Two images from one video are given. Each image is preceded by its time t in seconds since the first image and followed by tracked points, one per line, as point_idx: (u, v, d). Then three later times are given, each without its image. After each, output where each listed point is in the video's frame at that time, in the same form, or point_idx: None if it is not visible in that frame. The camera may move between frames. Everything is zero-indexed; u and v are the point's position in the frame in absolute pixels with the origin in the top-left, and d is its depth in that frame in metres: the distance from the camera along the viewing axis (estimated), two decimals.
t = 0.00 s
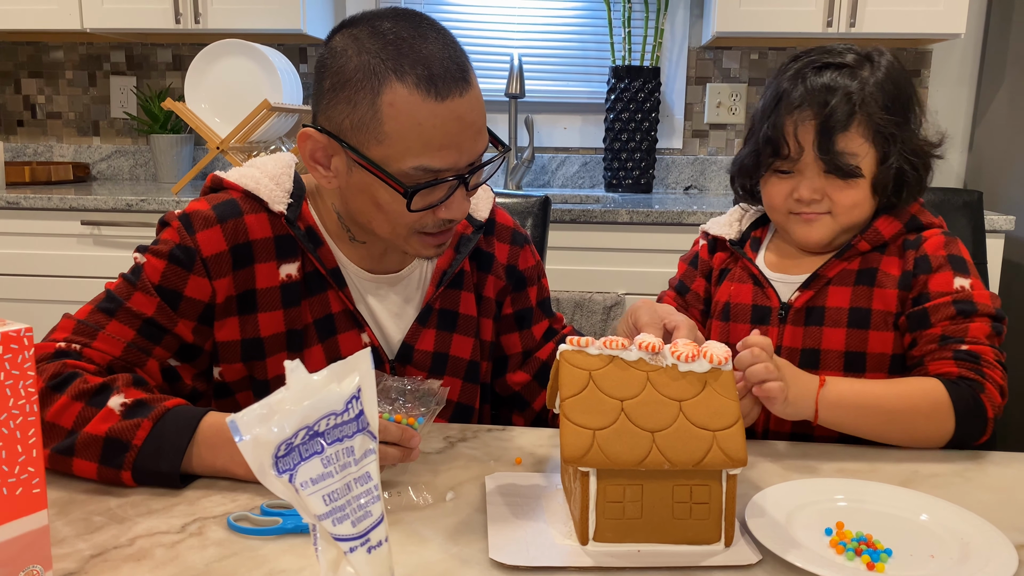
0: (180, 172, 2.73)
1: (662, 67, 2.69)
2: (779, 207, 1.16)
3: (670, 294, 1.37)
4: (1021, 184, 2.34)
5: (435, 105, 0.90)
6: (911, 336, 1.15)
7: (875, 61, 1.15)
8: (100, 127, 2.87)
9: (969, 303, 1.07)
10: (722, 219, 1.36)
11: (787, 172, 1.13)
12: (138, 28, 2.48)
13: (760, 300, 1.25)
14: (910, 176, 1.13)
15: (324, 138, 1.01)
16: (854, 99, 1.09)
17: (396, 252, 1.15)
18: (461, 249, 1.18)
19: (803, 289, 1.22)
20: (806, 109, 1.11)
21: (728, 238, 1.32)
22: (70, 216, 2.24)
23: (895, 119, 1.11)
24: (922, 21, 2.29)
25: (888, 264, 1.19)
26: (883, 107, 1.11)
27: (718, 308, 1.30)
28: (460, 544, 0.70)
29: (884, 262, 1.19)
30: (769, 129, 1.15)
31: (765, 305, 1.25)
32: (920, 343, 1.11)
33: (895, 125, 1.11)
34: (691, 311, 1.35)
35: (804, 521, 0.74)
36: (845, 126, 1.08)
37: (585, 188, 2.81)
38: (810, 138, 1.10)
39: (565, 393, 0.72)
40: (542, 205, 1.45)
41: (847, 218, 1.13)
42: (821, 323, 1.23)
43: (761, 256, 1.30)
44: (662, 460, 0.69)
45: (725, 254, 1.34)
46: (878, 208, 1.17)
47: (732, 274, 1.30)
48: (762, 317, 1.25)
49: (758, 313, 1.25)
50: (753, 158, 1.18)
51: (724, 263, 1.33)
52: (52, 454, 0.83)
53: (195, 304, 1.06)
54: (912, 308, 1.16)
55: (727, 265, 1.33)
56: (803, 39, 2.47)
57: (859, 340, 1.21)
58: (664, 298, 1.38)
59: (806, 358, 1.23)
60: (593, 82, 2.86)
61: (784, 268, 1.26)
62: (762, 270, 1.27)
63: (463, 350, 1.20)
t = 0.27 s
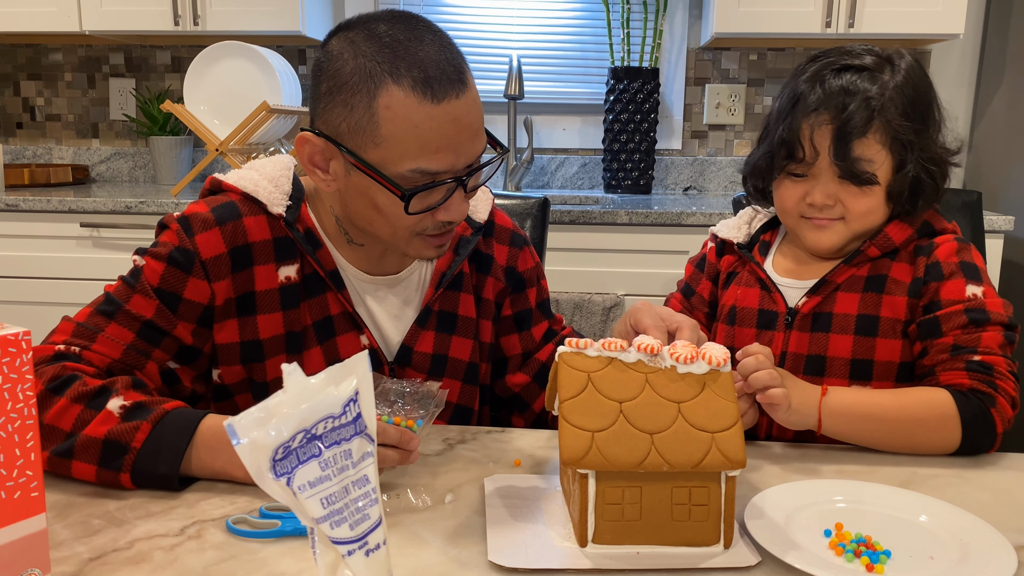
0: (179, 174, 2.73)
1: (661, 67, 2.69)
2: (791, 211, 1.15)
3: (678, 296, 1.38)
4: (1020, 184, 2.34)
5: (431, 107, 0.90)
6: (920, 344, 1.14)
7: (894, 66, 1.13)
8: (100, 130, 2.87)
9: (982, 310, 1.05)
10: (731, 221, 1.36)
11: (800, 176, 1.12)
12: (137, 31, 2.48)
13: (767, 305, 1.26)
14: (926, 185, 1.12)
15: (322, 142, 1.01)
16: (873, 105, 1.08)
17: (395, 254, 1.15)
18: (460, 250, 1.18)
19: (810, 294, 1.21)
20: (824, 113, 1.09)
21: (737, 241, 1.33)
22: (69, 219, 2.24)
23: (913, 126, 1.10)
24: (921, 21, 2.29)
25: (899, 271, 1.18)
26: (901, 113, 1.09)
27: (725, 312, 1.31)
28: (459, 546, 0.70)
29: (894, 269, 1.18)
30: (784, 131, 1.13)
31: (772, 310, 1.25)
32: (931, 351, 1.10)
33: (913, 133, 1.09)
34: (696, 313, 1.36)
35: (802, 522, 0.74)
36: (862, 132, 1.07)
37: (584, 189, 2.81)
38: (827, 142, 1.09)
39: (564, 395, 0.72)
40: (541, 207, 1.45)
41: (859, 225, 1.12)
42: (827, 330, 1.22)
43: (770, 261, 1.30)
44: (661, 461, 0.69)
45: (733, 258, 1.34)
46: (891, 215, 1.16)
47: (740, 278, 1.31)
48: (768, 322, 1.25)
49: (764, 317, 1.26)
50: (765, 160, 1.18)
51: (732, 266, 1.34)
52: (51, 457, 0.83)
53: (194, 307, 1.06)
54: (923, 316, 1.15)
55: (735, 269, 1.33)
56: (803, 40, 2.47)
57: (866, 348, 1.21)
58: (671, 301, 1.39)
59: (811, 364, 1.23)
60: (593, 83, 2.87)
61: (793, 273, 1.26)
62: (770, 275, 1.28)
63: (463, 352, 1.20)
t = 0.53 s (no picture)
0: (178, 176, 2.73)
1: (659, 69, 2.70)
2: (792, 213, 1.15)
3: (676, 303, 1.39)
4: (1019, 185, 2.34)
5: (416, 101, 0.90)
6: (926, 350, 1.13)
7: (902, 67, 1.13)
8: (99, 132, 2.87)
9: (988, 315, 1.05)
10: (731, 226, 1.36)
11: (803, 178, 1.12)
12: (135, 32, 2.48)
13: (766, 311, 1.26)
14: (931, 190, 1.12)
15: (313, 146, 1.01)
16: (880, 108, 1.07)
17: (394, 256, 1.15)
18: (460, 253, 1.18)
19: (810, 301, 1.21)
20: (828, 115, 1.09)
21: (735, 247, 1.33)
22: (68, 221, 2.24)
23: (919, 130, 1.10)
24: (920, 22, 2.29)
25: (900, 276, 1.18)
26: (907, 117, 1.09)
27: (724, 318, 1.31)
28: (458, 549, 0.70)
29: (896, 274, 1.18)
30: (788, 132, 1.13)
31: (771, 318, 1.26)
32: (937, 358, 1.09)
33: (919, 137, 1.09)
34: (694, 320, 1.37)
35: (801, 524, 0.74)
36: (868, 135, 1.07)
37: (583, 191, 2.81)
38: (831, 146, 1.08)
39: (562, 397, 0.72)
40: (539, 208, 1.45)
41: (860, 230, 1.12)
42: (827, 337, 1.22)
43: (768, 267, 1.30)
44: (659, 463, 0.69)
45: (731, 263, 1.34)
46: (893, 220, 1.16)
47: (739, 284, 1.31)
48: (767, 329, 1.26)
49: (763, 325, 1.26)
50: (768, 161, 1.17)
51: (730, 272, 1.33)
52: (49, 460, 0.83)
53: (193, 309, 1.06)
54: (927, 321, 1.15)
55: (733, 275, 1.33)
56: (801, 41, 2.47)
57: (867, 356, 1.21)
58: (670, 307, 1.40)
59: (812, 373, 1.23)
60: (592, 84, 2.87)
61: (792, 280, 1.26)
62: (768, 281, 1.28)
63: (462, 355, 1.20)
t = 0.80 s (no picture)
0: (177, 178, 2.73)
1: (658, 70, 2.70)
2: (782, 222, 1.14)
3: (666, 310, 1.37)
4: (1018, 186, 2.34)
5: (383, 115, 0.89)
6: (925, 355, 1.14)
7: (888, 70, 1.12)
8: (98, 134, 2.87)
9: (987, 318, 1.05)
10: (720, 232, 1.33)
11: (791, 186, 1.11)
12: (135, 34, 2.49)
13: (760, 319, 1.24)
14: (920, 194, 1.11)
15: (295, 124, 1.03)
16: (866, 113, 1.06)
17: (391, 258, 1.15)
18: (455, 253, 1.18)
19: (805, 309, 1.20)
20: (814, 122, 1.08)
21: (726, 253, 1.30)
22: (67, 223, 2.24)
23: (907, 134, 1.09)
24: (918, 24, 2.30)
25: (896, 280, 1.18)
26: (894, 121, 1.08)
27: (717, 327, 1.30)
28: (456, 551, 0.70)
29: (891, 278, 1.18)
30: (774, 139, 1.12)
31: (766, 325, 1.24)
32: (937, 363, 1.09)
33: (907, 141, 1.08)
34: (684, 328, 1.35)
35: (799, 526, 0.74)
36: (855, 141, 1.06)
37: (582, 192, 2.81)
38: (817, 153, 1.07)
39: (560, 399, 0.72)
40: (538, 210, 1.45)
41: (850, 237, 1.11)
42: (824, 343, 1.21)
43: (761, 273, 1.28)
44: (657, 466, 0.69)
45: (722, 270, 1.32)
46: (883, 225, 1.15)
47: (730, 292, 1.29)
48: (762, 338, 1.24)
49: (758, 333, 1.25)
50: (755, 168, 1.16)
51: (722, 279, 1.31)
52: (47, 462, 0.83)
53: (192, 311, 1.06)
54: (926, 324, 1.15)
55: (724, 281, 1.31)
56: (801, 42, 2.47)
57: (865, 361, 1.21)
58: (659, 315, 1.38)
59: (809, 381, 1.22)
60: (591, 85, 2.87)
61: (785, 287, 1.25)
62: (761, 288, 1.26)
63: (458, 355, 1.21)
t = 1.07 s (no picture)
0: (177, 178, 2.73)
1: (658, 71, 2.71)
2: (760, 229, 1.11)
3: (648, 314, 1.34)
4: (1018, 186, 2.35)
5: (394, 100, 0.90)
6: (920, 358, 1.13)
7: (861, 68, 1.10)
8: (98, 134, 2.87)
9: (980, 318, 1.05)
10: (702, 233, 1.30)
11: (766, 191, 1.09)
12: (135, 35, 2.49)
13: (749, 323, 1.23)
14: (897, 194, 1.09)
15: (294, 134, 1.03)
16: (837, 114, 1.05)
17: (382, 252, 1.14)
18: (442, 244, 1.18)
19: (794, 311, 1.19)
20: (784, 125, 1.06)
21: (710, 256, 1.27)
22: (68, 223, 2.24)
23: (881, 134, 1.07)
24: (918, 25, 2.30)
25: (885, 281, 1.17)
26: (867, 121, 1.06)
27: (704, 332, 1.27)
28: (457, 551, 0.70)
29: (880, 279, 1.17)
30: (746, 144, 1.10)
31: (755, 328, 1.22)
32: (934, 366, 1.10)
33: (880, 142, 1.07)
34: (669, 333, 1.32)
35: (801, 526, 0.74)
36: (826, 143, 1.04)
37: (582, 192, 2.82)
38: (788, 156, 1.05)
39: (561, 399, 0.72)
40: (539, 210, 1.45)
41: (827, 241, 1.09)
42: (816, 347, 1.20)
43: (745, 274, 1.26)
44: (658, 465, 0.69)
45: (705, 273, 1.30)
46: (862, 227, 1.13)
47: (716, 295, 1.27)
48: (752, 341, 1.22)
49: (748, 337, 1.23)
50: (730, 175, 1.14)
51: (706, 283, 1.30)
52: (48, 462, 0.83)
53: (187, 309, 1.06)
54: (920, 328, 1.14)
55: (708, 285, 1.29)
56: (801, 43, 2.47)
57: (859, 365, 1.20)
58: (641, 320, 1.35)
59: (804, 385, 1.22)
60: (591, 86, 2.87)
61: (772, 288, 1.23)
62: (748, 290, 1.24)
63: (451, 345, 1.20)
